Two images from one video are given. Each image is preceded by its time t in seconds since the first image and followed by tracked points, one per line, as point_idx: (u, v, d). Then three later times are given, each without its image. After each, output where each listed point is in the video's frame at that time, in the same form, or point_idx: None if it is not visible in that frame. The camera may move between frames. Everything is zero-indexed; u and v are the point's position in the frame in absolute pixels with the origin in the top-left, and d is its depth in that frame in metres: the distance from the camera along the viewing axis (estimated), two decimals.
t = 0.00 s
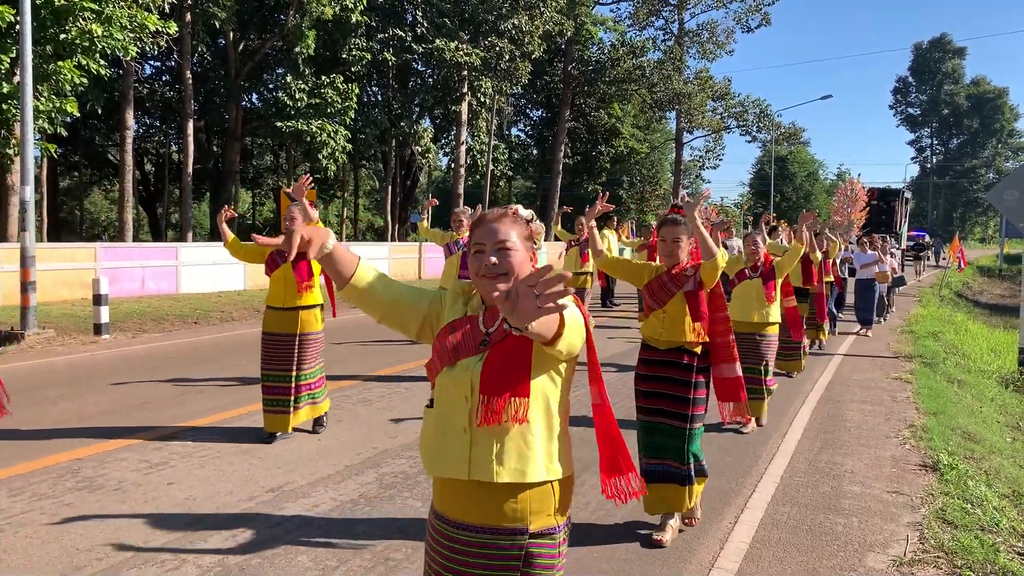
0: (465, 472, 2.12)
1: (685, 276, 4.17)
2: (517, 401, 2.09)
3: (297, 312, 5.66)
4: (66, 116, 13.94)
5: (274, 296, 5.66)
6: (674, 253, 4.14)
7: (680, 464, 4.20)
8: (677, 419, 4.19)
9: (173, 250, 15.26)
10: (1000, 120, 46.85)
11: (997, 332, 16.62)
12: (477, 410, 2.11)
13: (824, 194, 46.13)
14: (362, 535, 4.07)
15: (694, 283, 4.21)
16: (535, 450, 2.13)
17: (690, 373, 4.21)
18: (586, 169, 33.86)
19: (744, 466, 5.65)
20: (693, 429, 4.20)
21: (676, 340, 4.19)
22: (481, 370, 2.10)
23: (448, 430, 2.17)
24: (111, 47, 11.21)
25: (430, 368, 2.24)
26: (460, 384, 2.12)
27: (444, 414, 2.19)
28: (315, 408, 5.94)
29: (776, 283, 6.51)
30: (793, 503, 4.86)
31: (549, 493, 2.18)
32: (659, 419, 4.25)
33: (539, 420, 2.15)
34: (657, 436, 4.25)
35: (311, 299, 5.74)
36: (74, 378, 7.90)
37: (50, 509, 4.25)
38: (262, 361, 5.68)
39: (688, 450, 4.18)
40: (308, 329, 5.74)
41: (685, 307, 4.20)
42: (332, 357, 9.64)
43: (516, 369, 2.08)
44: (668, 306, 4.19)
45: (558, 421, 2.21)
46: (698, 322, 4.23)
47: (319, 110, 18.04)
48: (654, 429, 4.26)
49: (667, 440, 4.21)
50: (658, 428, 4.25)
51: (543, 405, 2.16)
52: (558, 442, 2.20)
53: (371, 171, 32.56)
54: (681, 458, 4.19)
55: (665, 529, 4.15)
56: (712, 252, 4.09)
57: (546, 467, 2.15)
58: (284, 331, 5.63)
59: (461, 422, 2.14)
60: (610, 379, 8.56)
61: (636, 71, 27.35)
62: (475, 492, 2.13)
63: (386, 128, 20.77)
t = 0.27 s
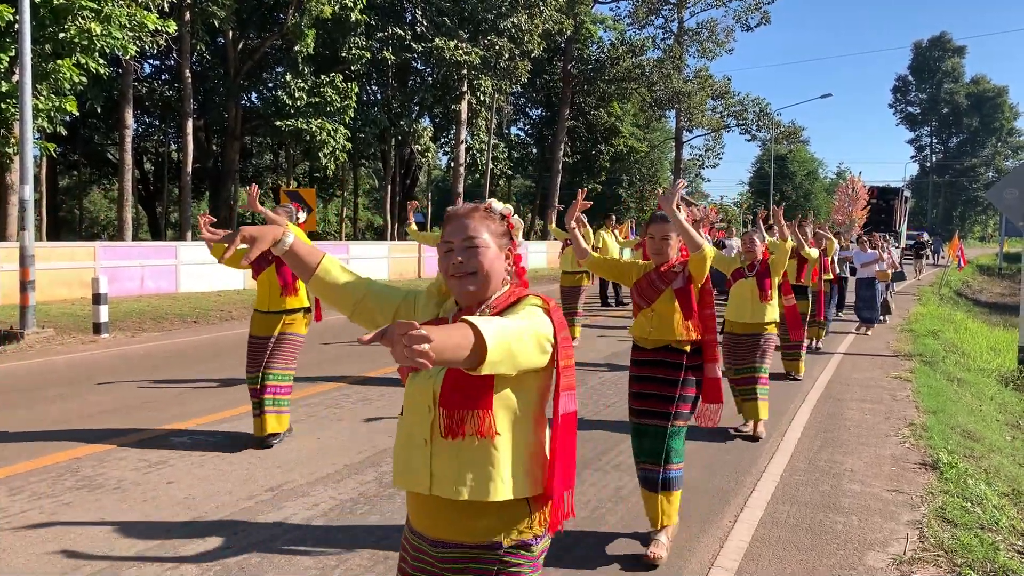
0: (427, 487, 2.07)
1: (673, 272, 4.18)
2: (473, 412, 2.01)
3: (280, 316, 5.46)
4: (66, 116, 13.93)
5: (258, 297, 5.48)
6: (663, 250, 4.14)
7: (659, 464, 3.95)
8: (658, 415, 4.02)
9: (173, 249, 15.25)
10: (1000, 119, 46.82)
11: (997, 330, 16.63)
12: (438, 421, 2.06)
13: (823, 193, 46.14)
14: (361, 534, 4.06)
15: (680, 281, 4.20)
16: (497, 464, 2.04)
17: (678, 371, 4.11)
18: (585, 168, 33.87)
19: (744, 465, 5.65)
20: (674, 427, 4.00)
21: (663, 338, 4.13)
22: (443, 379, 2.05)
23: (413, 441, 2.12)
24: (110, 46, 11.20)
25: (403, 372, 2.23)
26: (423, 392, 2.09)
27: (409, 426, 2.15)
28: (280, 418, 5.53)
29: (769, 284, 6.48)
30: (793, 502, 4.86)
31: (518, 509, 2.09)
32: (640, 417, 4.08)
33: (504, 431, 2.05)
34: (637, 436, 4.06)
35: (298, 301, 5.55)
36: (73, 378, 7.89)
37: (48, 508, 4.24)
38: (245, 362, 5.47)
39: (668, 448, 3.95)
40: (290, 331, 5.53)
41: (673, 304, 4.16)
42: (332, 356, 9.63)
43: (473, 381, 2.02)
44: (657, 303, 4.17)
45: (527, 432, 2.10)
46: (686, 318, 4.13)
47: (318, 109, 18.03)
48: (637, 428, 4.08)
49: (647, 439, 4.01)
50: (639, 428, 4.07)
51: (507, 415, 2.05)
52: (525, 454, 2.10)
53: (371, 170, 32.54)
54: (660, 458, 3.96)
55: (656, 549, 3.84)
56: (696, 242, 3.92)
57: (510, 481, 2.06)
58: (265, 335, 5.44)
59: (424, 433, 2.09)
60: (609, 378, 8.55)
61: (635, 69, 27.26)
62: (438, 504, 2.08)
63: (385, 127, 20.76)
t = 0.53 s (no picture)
0: (387, 497, 2.04)
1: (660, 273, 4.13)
2: (434, 422, 1.95)
3: (268, 313, 5.34)
4: (66, 115, 13.94)
5: (245, 295, 5.36)
6: (654, 252, 4.07)
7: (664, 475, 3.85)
8: (663, 424, 3.89)
9: (174, 248, 15.25)
10: (1001, 116, 46.74)
11: (998, 328, 16.63)
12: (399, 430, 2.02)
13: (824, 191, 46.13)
14: (363, 532, 4.07)
15: (671, 281, 4.15)
16: (455, 477, 1.97)
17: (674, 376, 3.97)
18: (586, 166, 33.86)
19: (745, 462, 5.65)
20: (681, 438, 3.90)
21: (654, 340, 4.04)
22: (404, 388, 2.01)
23: (379, 449, 2.10)
24: (110, 46, 11.21)
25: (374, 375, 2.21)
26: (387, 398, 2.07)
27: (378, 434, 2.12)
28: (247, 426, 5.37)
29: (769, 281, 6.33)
30: (794, 499, 4.86)
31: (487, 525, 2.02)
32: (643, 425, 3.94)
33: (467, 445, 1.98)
34: (638, 445, 3.93)
35: (286, 297, 5.40)
36: (74, 377, 7.89)
37: (50, 507, 4.25)
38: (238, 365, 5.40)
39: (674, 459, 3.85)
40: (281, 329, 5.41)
41: (663, 306, 4.09)
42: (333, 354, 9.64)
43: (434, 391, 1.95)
44: (646, 305, 4.12)
45: (493, 448, 2.01)
46: (677, 319, 4.05)
47: (319, 107, 18.04)
48: (637, 437, 3.95)
49: (650, 449, 3.89)
50: (640, 438, 3.94)
51: (468, 427, 1.98)
52: (491, 470, 2.01)
53: (371, 169, 32.53)
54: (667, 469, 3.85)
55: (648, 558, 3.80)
56: (681, 242, 3.86)
57: (471, 498, 1.98)
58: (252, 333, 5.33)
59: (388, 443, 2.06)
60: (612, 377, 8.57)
61: (635, 67, 27.22)
62: (397, 517, 2.04)
63: (385, 126, 20.76)
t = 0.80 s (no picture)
0: (344, 518, 1.96)
1: (651, 269, 3.97)
2: (386, 444, 1.87)
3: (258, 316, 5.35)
4: (69, 116, 13.96)
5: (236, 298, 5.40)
6: (642, 247, 3.92)
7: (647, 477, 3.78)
8: (654, 425, 3.81)
9: (177, 248, 15.27)
10: (1004, 113, 46.62)
11: (1001, 325, 16.61)
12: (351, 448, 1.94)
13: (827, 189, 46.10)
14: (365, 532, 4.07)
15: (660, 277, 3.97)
16: (406, 495, 1.86)
17: (667, 378, 3.87)
18: (588, 165, 33.85)
19: (749, 461, 5.65)
20: (668, 438, 3.82)
21: (642, 338, 3.89)
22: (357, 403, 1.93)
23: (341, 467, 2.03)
24: (113, 46, 11.22)
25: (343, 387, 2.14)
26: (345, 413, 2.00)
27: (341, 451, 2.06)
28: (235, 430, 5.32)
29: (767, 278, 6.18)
30: (797, 498, 4.85)
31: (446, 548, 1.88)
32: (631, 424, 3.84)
33: (419, 472, 1.86)
34: (622, 443, 3.83)
35: (275, 300, 5.37)
36: (77, 377, 7.91)
37: (54, 507, 4.26)
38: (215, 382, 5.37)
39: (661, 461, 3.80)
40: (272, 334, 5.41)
41: (652, 303, 3.91)
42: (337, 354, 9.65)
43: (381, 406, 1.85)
44: (634, 303, 3.94)
45: (447, 476, 1.87)
46: (664, 316, 3.90)
47: (321, 107, 18.08)
48: (621, 435, 3.84)
49: (635, 448, 3.80)
50: (626, 435, 3.84)
51: (421, 452, 1.86)
52: (447, 497, 1.87)
53: (373, 168, 32.57)
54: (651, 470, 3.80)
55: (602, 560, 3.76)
56: (658, 232, 3.75)
57: (424, 531, 1.85)
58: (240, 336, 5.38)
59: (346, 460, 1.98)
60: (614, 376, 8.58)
61: (637, 66, 27.35)
62: (355, 544, 1.95)
63: (387, 125, 20.76)
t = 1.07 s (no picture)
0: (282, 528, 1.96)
1: (631, 271, 3.86)
2: (312, 455, 1.85)
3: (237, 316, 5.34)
4: (73, 117, 13.98)
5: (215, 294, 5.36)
6: (622, 249, 3.79)
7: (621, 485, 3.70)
8: (626, 434, 3.71)
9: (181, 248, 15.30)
10: (1008, 112, 46.52)
11: (1005, 324, 16.59)
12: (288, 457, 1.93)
13: (830, 188, 46.04)
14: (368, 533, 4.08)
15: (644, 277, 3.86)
16: (332, 511, 1.83)
17: (636, 387, 3.74)
18: (592, 165, 33.84)
19: (751, 461, 5.65)
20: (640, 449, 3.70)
21: (620, 343, 3.83)
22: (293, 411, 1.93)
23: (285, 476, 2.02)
24: (116, 47, 11.24)
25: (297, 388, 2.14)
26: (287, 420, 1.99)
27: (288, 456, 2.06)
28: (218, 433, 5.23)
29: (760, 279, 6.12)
30: (800, 497, 4.85)
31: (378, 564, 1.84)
32: (605, 429, 3.78)
33: (342, 490, 1.82)
34: (599, 449, 3.79)
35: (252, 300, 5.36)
36: (81, 377, 7.92)
37: (59, 507, 4.27)
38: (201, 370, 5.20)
39: (637, 470, 3.70)
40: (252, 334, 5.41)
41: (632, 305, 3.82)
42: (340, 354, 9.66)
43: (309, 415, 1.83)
44: (614, 305, 3.89)
45: (376, 491, 1.82)
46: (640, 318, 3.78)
47: (324, 108, 18.11)
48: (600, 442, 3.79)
49: (609, 457, 3.73)
50: (602, 442, 3.79)
51: (348, 469, 1.82)
52: (378, 511, 1.82)
53: (377, 169, 32.61)
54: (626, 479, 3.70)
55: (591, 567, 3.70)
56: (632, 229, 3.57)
57: (345, 550, 1.82)
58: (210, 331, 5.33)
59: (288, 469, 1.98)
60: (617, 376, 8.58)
61: (641, 66, 27.42)
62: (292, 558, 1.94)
63: (390, 126, 20.79)
